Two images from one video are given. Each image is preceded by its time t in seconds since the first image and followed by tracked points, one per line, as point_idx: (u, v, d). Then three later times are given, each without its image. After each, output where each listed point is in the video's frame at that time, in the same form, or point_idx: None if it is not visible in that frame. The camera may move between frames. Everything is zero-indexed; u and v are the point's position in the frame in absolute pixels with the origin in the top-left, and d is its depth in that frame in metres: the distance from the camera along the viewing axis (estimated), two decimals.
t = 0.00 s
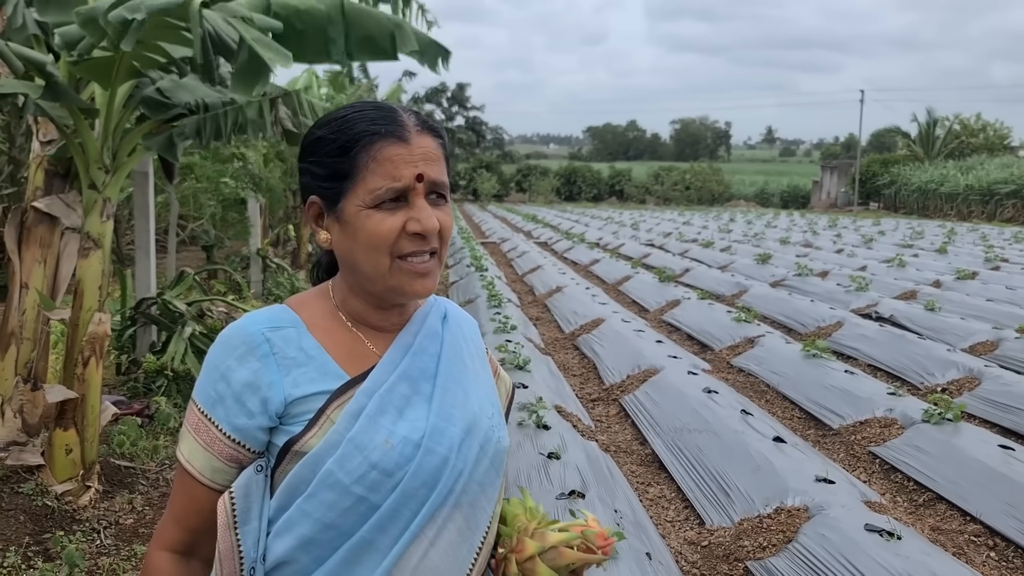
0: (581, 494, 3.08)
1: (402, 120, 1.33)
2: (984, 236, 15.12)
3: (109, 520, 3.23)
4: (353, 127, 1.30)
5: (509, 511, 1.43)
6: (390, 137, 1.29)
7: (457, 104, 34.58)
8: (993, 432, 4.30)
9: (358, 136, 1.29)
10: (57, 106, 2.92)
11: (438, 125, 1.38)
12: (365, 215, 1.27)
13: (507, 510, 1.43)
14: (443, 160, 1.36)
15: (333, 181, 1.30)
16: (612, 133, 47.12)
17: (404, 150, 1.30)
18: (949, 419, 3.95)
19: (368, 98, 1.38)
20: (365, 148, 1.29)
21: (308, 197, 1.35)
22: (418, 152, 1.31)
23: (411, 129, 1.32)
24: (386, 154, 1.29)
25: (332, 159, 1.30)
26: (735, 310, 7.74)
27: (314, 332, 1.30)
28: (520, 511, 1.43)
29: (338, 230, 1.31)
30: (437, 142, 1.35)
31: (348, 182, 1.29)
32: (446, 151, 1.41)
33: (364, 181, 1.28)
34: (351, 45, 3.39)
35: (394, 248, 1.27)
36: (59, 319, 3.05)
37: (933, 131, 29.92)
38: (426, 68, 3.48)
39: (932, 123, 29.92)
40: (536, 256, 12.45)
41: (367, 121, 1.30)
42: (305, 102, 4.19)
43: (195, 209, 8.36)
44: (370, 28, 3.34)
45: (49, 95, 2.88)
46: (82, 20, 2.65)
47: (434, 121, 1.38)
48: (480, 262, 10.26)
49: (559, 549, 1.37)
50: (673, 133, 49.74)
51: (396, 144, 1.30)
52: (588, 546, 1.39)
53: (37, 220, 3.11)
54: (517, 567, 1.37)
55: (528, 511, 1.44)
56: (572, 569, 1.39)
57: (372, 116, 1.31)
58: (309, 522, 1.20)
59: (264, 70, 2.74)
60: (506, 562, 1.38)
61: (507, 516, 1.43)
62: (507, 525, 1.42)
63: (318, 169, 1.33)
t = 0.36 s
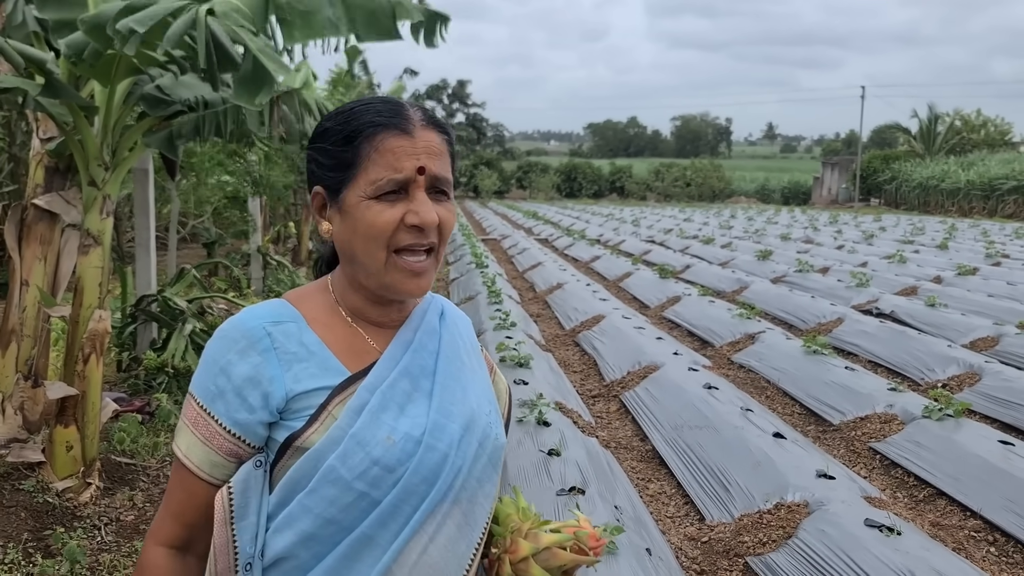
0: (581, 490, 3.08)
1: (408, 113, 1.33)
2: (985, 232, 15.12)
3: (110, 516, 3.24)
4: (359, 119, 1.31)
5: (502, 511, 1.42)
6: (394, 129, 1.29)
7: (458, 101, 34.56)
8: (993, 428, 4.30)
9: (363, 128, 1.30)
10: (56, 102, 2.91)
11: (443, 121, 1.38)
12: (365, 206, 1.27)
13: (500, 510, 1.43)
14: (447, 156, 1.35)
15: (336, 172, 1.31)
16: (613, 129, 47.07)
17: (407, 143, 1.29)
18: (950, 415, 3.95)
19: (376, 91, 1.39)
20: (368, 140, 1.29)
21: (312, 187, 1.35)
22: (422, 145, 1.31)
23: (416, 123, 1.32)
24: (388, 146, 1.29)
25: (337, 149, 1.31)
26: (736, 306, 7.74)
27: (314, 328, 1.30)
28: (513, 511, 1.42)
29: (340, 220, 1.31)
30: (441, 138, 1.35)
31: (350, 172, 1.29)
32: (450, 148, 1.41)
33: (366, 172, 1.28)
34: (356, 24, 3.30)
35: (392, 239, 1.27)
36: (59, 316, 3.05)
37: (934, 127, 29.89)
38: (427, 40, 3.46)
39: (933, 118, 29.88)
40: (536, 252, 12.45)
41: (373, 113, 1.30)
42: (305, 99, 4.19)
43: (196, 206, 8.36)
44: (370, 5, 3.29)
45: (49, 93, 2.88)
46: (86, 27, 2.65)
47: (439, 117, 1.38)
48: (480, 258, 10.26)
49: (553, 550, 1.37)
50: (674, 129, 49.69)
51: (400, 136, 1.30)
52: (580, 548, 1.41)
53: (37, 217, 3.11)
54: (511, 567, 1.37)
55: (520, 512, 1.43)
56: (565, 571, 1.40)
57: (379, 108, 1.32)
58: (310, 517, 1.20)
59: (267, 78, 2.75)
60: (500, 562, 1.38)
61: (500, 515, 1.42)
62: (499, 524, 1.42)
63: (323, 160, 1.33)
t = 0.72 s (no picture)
0: (580, 486, 3.09)
1: (368, 109, 1.32)
2: (987, 228, 15.12)
3: (111, 512, 3.25)
4: (318, 119, 1.31)
5: (506, 503, 1.43)
6: (348, 128, 1.29)
7: (459, 97, 34.54)
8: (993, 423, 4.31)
9: (321, 128, 1.30)
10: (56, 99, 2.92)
11: (409, 114, 1.36)
12: (324, 205, 1.28)
13: (504, 503, 1.44)
14: (410, 150, 1.33)
15: (303, 173, 1.32)
16: (615, 126, 47.04)
17: (362, 141, 1.29)
18: (950, 411, 3.96)
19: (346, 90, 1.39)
20: (324, 140, 1.29)
21: (289, 189, 1.38)
22: (377, 142, 1.29)
23: (373, 119, 1.30)
24: (343, 144, 1.28)
25: (301, 150, 1.33)
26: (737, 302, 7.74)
27: (302, 322, 1.31)
28: (517, 503, 1.43)
29: (309, 219, 1.33)
30: (404, 131, 1.33)
31: (313, 172, 1.30)
32: (421, 140, 1.39)
33: (324, 171, 1.29)
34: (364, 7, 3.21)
35: (351, 237, 1.27)
36: (60, 313, 3.06)
37: (936, 123, 29.85)
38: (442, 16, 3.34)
39: (936, 114, 29.83)
40: (538, 249, 12.45)
41: (331, 113, 1.31)
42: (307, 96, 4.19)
43: (197, 203, 8.36)
44: None
45: (49, 88, 2.88)
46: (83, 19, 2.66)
47: (404, 110, 1.36)
48: (481, 255, 10.26)
49: (559, 542, 1.37)
50: (675, 126, 49.63)
51: (355, 134, 1.29)
52: (586, 540, 1.39)
53: (38, 214, 3.11)
54: (517, 558, 1.38)
55: (525, 504, 1.44)
56: (571, 563, 1.39)
57: (338, 107, 1.31)
58: (296, 509, 1.21)
59: (262, 70, 2.72)
60: (507, 554, 1.40)
61: (504, 507, 1.44)
62: (504, 517, 1.43)
63: (292, 161, 1.36)
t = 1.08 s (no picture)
0: (584, 484, 3.09)
1: (347, 107, 1.31)
2: (993, 226, 15.07)
3: (116, 509, 3.26)
4: (300, 122, 1.31)
5: (505, 504, 1.44)
6: (328, 127, 1.29)
7: (464, 95, 34.52)
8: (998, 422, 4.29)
9: (302, 130, 1.30)
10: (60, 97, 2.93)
11: (390, 107, 1.34)
12: (313, 206, 1.29)
13: (502, 504, 1.44)
14: (394, 144, 1.32)
15: (291, 175, 1.33)
16: (619, 124, 46.98)
17: (342, 139, 1.28)
18: (955, 409, 3.94)
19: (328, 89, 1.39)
20: (307, 141, 1.30)
21: (282, 193, 1.39)
22: (357, 138, 1.29)
23: (353, 116, 1.30)
24: (324, 144, 1.28)
25: (288, 154, 1.33)
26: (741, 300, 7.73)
27: (301, 322, 1.31)
28: (515, 505, 1.43)
29: (301, 221, 1.34)
30: (386, 125, 1.32)
31: (299, 175, 1.31)
32: (407, 133, 1.37)
33: (310, 173, 1.29)
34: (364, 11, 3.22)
35: (340, 235, 1.27)
36: (65, 310, 3.08)
37: (941, 121, 29.74)
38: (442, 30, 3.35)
39: (941, 112, 29.73)
40: (542, 247, 12.44)
41: (312, 114, 1.31)
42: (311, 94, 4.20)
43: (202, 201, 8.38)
44: None
45: (53, 87, 2.89)
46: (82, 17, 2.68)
47: (385, 103, 1.34)
48: (485, 253, 10.26)
49: (552, 546, 1.35)
50: (679, 123, 49.53)
51: (335, 133, 1.28)
52: (582, 544, 1.35)
53: (43, 212, 3.11)
54: (509, 562, 1.37)
55: (523, 507, 1.44)
56: (567, 567, 1.37)
57: (318, 107, 1.31)
58: (293, 510, 1.21)
59: (245, 70, 2.69)
60: (499, 557, 1.39)
61: (502, 509, 1.44)
62: (502, 520, 1.43)
63: (281, 166, 1.37)
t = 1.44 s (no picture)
0: (590, 481, 3.09)
1: (379, 104, 1.30)
2: (998, 224, 15.02)
3: (122, 505, 3.27)
4: (329, 112, 1.30)
5: (514, 498, 1.42)
6: (359, 122, 1.28)
7: (468, 92, 34.49)
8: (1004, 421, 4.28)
9: (332, 122, 1.29)
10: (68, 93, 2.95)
11: (422, 108, 1.34)
12: (334, 201, 1.28)
13: (512, 498, 1.42)
14: (423, 146, 1.32)
15: (313, 167, 1.32)
16: (623, 122, 46.93)
17: (373, 135, 1.28)
18: (961, 408, 3.92)
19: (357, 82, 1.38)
20: (335, 134, 1.28)
21: (298, 183, 1.37)
22: (389, 137, 1.28)
23: (385, 113, 1.29)
24: (353, 139, 1.27)
25: (311, 144, 1.32)
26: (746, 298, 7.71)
27: (311, 323, 1.30)
28: (525, 498, 1.42)
29: (318, 215, 1.32)
30: (417, 126, 1.32)
31: (323, 168, 1.30)
32: (435, 135, 1.37)
33: (334, 167, 1.28)
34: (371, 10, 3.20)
35: (361, 234, 1.27)
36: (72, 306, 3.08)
37: (946, 119, 29.64)
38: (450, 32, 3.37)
39: (946, 110, 29.63)
40: (546, 244, 12.43)
41: (341, 107, 1.29)
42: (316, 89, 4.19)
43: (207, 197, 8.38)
44: None
45: (61, 82, 2.91)
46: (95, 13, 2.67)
47: (418, 104, 1.34)
48: (490, 251, 10.26)
49: (563, 535, 1.35)
50: (684, 121, 49.43)
51: (366, 130, 1.28)
52: (594, 532, 1.35)
53: (50, 207, 3.13)
54: (520, 554, 1.36)
55: (533, 499, 1.42)
56: (580, 556, 1.36)
57: (348, 101, 1.30)
58: (308, 516, 1.20)
59: (265, 69, 2.73)
60: (510, 549, 1.38)
61: (513, 503, 1.42)
62: (512, 513, 1.41)
63: (301, 155, 1.35)
